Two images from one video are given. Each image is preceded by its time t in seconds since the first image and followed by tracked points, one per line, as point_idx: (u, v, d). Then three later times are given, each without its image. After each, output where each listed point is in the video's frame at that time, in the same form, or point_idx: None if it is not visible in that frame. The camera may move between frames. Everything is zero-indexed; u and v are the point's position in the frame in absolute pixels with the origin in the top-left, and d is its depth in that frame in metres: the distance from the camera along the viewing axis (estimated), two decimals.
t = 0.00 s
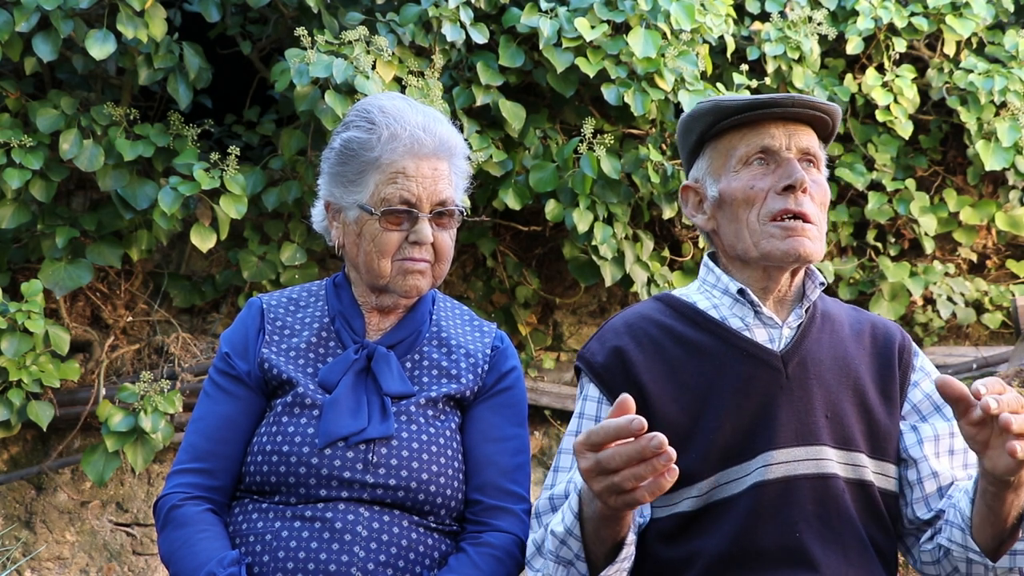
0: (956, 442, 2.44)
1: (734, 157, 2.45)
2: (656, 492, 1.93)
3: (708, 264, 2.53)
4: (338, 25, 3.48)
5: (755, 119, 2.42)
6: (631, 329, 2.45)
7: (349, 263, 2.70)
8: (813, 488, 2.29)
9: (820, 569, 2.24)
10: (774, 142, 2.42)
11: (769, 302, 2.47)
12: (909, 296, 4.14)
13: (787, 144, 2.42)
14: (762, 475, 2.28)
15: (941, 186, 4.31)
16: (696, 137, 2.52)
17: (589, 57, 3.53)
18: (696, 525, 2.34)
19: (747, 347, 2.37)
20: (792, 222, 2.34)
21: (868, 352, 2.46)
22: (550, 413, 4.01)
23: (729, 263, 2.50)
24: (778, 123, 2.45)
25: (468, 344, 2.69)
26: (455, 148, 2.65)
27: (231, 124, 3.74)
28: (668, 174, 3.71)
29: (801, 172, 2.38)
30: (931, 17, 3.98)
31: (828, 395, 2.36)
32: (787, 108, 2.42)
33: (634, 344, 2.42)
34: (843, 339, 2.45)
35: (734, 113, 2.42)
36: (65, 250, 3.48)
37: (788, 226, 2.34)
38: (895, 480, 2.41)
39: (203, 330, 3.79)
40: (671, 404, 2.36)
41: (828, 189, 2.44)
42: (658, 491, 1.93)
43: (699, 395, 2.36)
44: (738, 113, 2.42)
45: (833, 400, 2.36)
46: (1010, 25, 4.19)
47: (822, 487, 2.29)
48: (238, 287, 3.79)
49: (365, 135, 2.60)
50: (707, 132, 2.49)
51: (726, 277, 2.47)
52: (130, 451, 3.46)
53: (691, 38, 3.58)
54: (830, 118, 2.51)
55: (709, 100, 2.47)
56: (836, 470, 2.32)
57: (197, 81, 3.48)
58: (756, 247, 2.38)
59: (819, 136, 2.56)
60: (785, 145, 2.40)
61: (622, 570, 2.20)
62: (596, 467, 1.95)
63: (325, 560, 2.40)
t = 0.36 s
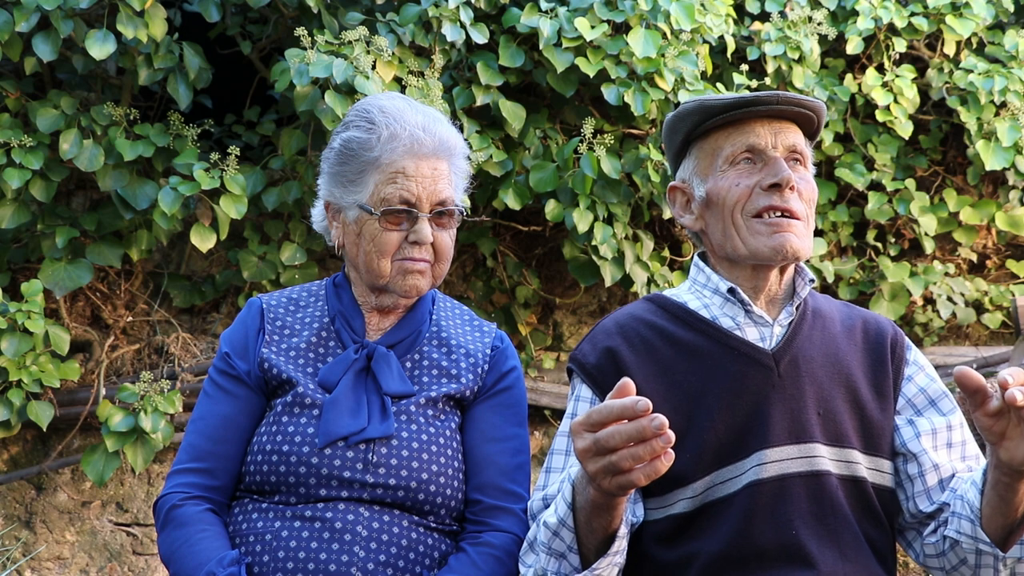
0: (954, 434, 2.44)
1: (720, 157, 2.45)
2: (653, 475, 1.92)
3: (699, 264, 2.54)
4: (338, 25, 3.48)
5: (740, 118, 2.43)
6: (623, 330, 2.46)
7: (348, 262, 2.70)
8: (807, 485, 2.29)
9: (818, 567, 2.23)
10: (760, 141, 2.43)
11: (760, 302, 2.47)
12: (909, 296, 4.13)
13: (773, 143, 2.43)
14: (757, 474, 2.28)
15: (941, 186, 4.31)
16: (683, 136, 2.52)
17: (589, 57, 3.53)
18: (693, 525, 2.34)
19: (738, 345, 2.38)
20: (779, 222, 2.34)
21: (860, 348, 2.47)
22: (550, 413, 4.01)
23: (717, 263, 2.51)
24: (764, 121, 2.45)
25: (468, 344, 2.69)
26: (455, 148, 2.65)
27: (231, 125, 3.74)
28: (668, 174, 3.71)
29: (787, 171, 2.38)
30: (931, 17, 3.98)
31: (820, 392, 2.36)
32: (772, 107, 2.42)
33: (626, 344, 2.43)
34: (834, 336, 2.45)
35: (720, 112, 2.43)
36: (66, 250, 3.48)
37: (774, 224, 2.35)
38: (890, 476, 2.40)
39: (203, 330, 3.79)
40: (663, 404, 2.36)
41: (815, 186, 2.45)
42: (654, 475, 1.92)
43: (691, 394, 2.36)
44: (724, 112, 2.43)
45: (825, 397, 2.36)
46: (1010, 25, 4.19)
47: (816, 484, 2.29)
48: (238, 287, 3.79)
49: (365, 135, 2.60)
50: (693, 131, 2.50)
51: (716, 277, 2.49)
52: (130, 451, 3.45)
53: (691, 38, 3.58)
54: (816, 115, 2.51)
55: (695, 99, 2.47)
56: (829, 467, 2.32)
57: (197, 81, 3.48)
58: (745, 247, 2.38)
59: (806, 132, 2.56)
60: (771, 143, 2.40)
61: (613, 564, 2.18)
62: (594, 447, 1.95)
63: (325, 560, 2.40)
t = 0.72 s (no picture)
0: (953, 438, 2.43)
1: (719, 159, 2.45)
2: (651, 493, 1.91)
3: (698, 266, 2.54)
4: (338, 25, 3.48)
5: (739, 121, 2.42)
6: (621, 332, 2.46)
7: (348, 263, 2.70)
8: (807, 489, 2.29)
9: (818, 571, 2.23)
10: (759, 144, 2.42)
11: (758, 304, 2.47)
12: (909, 296, 4.13)
13: (772, 146, 2.42)
14: (756, 478, 2.28)
15: (941, 186, 4.31)
16: (682, 137, 2.52)
17: (589, 56, 3.53)
18: (693, 528, 2.34)
19: (736, 348, 2.37)
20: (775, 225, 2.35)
21: (859, 350, 2.46)
22: (550, 413, 4.01)
23: (715, 264, 2.51)
24: (764, 124, 2.44)
25: (468, 344, 2.69)
26: (454, 147, 2.65)
27: (231, 125, 3.74)
28: (668, 174, 3.71)
29: (785, 174, 2.38)
30: (931, 17, 3.98)
31: (818, 395, 2.36)
32: (771, 109, 2.41)
33: (624, 346, 2.43)
34: (833, 338, 2.45)
35: (719, 114, 2.42)
36: (65, 250, 3.48)
37: (770, 228, 2.36)
38: (889, 478, 2.40)
39: (203, 330, 3.79)
40: (661, 407, 2.37)
41: (814, 189, 2.44)
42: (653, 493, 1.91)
43: (690, 398, 2.36)
44: (723, 114, 2.42)
45: (824, 400, 2.36)
46: (1010, 25, 4.19)
47: (815, 487, 2.29)
48: (238, 287, 3.80)
49: (364, 135, 2.60)
50: (692, 133, 2.49)
51: (715, 279, 2.48)
52: (130, 451, 3.45)
53: (691, 38, 3.58)
54: (817, 117, 2.50)
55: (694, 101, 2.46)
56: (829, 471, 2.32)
57: (196, 81, 3.48)
58: (740, 250, 2.39)
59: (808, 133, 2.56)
60: (770, 147, 2.40)
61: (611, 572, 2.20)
62: (594, 463, 1.94)
63: (325, 561, 2.40)
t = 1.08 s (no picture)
0: (957, 438, 2.44)
1: (730, 155, 2.45)
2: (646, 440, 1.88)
3: (704, 262, 2.54)
4: (338, 25, 3.48)
5: (752, 116, 2.43)
6: (627, 326, 2.45)
7: (348, 262, 2.70)
8: (809, 489, 2.29)
9: (819, 571, 2.24)
10: (771, 140, 2.43)
11: (765, 301, 2.47)
12: (909, 296, 4.13)
13: (784, 143, 2.43)
14: (758, 476, 2.28)
15: (941, 186, 4.31)
16: (693, 133, 2.52)
17: (589, 56, 3.53)
18: (692, 526, 2.33)
19: (742, 345, 2.37)
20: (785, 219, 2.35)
21: (866, 349, 2.47)
22: (550, 413, 4.01)
23: (723, 261, 2.51)
24: (776, 121, 2.45)
25: (467, 344, 2.69)
26: (454, 148, 2.65)
27: (231, 125, 3.75)
28: (668, 174, 3.71)
29: (796, 171, 2.39)
30: (931, 17, 3.98)
31: (824, 394, 2.36)
32: (784, 106, 2.42)
33: (630, 340, 2.42)
34: (839, 337, 2.45)
35: (731, 109, 2.43)
36: (66, 250, 3.48)
37: (781, 223, 2.35)
38: (892, 478, 2.41)
39: (203, 330, 3.80)
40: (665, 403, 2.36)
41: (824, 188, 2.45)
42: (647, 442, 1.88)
43: (693, 394, 2.35)
44: (736, 109, 2.43)
45: (829, 399, 2.36)
46: (1010, 26, 4.19)
47: (819, 487, 2.29)
48: (238, 287, 3.80)
49: (363, 135, 2.60)
50: (704, 129, 2.50)
51: (722, 275, 2.48)
52: (130, 451, 3.45)
53: (691, 38, 3.58)
54: (828, 117, 2.51)
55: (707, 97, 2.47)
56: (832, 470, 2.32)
57: (197, 81, 3.48)
58: (750, 244, 2.39)
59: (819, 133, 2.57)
60: (782, 143, 2.41)
61: (608, 547, 2.17)
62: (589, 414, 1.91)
63: (325, 560, 2.40)
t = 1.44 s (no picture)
0: (961, 449, 2.44)
1: (744, 153, 2.46)
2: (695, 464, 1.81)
3: (714, 261, 2.54)
4: (338, 25, 3.48)
5: (768, 115, 2.44)
6: (635, 323, 2.46)
7: (349, 262, 2.70)
8: (813, 491, 2.29)
9: (820, 573, 2.24)
10: (786, 140, 2.44)
11: (775, 301, 2.47)
12: (909, 296, 4.13)
13: (800, 143, 2.44)
14: (763, 477, 2.28)
15: (941, 186, 4.31)
16: (708, 131, 2.53)
17: (589, 56, 3.53)
18: (694, 526, 2.33)
19: (750, 346, 2.37)
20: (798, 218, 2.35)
21: (873, 355, 2.47)
22: (550, 413, 4.01)
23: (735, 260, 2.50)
24: (791, 122, 2.46)
25: (468, 344, 2.69)
26: (455, 148, 2.65)
27: (231, 125, 3.75)
28: (668, 174, 3.71)
29: (811, 171, 2.39)
30: (931, 17, 3.98)
31: (831, 398, 2.36)
32: (801, 106, 2.43)
33: (638, 337, 2.43)
34: (847, 341, 2.45)
35: (747, 108, 2.44)
36: (66, 250, 3.48)
37: (794, 223, 2.36)
38: (895, 484, 2.41)
39: (203, 330, 3.80)
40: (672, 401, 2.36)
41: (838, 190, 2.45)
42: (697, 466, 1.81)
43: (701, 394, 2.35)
44: (752, 108, 2.44)
45: (836, 403, 2.36)
46: (1010, 25, 4.19)
47: (823, 490, 2.30)
48: (238, 287, 3.80)
49: (365, 135, 2.60)
50: (719, 127, 2.51)
51: (733, 276, 2.48)
52: (130, 451, 3.45)
53: (691, 38, 3.58)
54: (844, 121, 2.52)
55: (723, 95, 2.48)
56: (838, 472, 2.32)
57: (197, 81, 3.48)
58: (763, 242, 2.38)
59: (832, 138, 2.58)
60: (798, 143, 2.42)
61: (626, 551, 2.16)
62: (644, 422, 1.84)
63: (325, 560, 2.40)
